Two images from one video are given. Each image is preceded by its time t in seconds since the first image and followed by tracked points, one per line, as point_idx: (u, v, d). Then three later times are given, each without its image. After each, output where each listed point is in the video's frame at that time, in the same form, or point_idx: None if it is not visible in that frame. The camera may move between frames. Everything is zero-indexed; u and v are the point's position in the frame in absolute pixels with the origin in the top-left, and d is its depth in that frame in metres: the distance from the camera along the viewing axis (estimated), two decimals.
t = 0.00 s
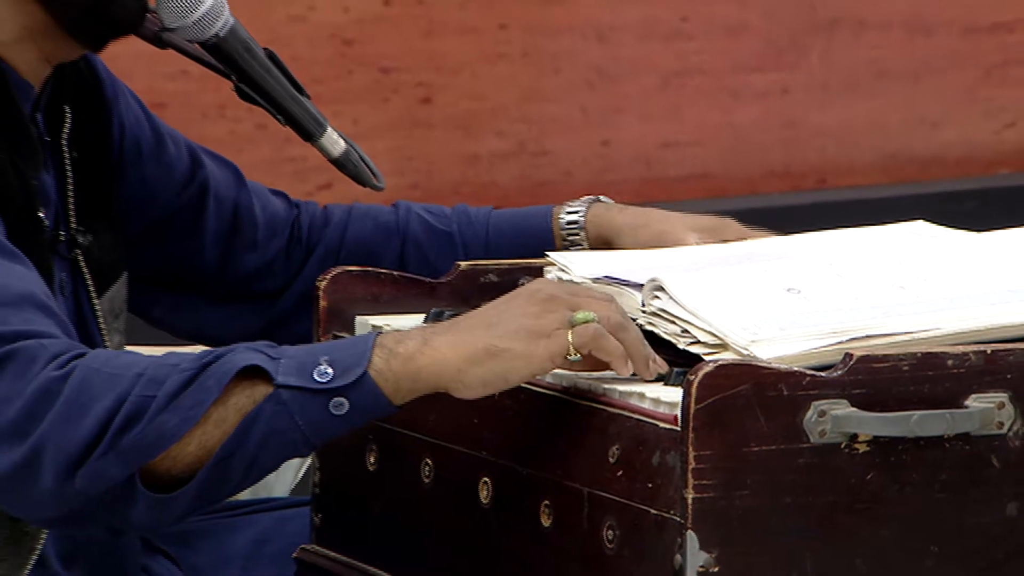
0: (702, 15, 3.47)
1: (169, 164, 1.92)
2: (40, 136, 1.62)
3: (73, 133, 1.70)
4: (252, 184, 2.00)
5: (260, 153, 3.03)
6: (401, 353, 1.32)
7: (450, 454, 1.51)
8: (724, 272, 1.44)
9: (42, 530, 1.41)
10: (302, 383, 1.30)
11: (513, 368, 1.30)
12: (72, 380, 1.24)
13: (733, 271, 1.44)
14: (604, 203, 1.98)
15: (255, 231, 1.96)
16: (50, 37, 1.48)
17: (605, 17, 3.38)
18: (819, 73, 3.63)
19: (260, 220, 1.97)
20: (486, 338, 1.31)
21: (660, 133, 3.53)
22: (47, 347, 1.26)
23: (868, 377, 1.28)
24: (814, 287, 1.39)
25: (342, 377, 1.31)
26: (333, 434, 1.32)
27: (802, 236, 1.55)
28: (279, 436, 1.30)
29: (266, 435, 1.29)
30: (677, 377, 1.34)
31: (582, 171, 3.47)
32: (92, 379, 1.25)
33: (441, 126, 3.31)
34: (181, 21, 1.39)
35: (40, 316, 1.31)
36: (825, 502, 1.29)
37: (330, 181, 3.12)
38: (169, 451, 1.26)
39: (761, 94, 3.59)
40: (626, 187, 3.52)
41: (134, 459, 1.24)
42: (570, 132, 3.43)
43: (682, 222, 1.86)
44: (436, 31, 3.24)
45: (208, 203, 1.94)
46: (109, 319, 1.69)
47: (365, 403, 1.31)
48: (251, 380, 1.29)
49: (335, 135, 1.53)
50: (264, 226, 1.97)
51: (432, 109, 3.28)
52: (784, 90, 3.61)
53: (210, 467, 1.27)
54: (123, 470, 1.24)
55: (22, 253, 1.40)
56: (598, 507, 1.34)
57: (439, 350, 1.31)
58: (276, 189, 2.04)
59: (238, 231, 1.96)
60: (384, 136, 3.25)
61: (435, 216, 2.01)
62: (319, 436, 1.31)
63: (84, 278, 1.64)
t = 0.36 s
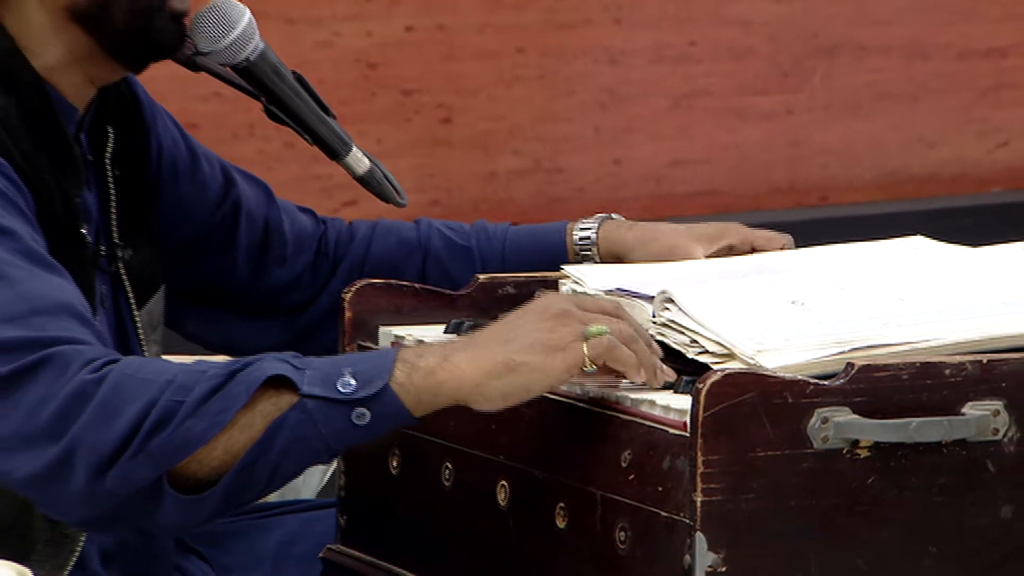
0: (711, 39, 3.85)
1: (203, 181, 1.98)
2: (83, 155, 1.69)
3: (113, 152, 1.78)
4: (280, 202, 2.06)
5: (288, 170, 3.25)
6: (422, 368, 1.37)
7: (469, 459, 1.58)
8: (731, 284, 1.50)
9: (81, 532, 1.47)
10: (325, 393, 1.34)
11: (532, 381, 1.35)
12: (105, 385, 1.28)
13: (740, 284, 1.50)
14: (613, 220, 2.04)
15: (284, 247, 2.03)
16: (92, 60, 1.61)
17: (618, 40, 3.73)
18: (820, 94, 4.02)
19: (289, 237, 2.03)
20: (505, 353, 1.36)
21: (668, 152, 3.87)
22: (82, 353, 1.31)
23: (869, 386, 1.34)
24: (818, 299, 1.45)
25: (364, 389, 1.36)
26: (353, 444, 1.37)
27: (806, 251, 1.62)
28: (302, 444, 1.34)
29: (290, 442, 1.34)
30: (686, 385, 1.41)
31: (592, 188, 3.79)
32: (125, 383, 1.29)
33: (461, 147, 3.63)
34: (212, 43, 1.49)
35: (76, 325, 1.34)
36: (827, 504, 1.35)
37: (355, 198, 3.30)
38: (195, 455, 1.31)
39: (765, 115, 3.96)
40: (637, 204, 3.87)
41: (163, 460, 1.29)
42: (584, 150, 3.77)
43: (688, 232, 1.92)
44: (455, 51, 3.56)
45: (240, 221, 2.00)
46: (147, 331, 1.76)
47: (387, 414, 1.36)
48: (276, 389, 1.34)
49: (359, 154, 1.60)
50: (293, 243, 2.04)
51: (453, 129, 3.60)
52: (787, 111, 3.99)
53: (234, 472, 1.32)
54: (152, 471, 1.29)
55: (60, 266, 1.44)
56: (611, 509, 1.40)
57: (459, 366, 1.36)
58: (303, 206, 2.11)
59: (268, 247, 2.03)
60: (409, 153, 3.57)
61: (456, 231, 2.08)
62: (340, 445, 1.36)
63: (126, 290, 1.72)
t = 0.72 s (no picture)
0: (717, 65, 3.70)
1: (235, 200, 2.05)
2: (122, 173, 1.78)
3: (148, 170, 1.86)
4: (308, 219, 2.14)
5: (315, 190, 3.23)
6: (442, 371, 1.44)
7: (486, 465, 1.64)
8: (736, 299, 1.56)
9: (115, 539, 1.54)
10: (353, 395, 1.41)
11: (546, 377, 1.43)
12: (142, 393, 1.35)
13: (745, 299, 1.56)
14: (628, 235, 2.10)
15: (312, 261, 2.10)
16: (129, 84, 1.72)
17: (626, 67, 3.62)
18: (823, 117, 3.84)
19: (317, 252, 2.11)
20: (519, 353, 1.44)
21: (675, 172, 3.74)
22: (121, 363, 1.37)
23: (867, 397, 1.40)
24: (818, 313, 1.51)
25: (390, 390, 1.42)
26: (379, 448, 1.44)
27: (808, 267, 1.68)
28: (332, 446, 1.41)
29: (319, 443, 1.41)
30: (692, 396, 1.47)
31: (604, 208, 3.68)
32: (161, 391, 1.36)
33: (480, 168, 3.54)
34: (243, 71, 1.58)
35: (114, 339, 1.40)
36: (828, 510, 1.41)
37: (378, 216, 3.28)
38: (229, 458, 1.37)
39: (769, 137, 3.80)
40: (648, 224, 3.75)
41: (199, 464, 1.35)
42: (594, 172, 3.66)
43: (699, 250, 1.97)
44: (470, 80, 3.47)
45: (270, 237, 2.07)
46: (180, 339, 1.85)
47: (411, 416, 1.43)
48: (306, 391, 1.42)
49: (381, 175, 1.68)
50: (320, 258, 2.11)
51: (470, 150, 3.52)
52: (789, 134, 3.82)
53: (266, 475, 1.39)
54: (188, 474, 1.35)
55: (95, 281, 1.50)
56: (620, 514, 1.47)
57: (477, 367, 1.43)
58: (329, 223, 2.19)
59: (297, 262, 2.10)
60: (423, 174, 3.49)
61: (475, 244, 2.16)
62: (366, 449, 1.43)
63: (163, 308, 1.79)
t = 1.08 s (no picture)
0: (721, 82, 3.67)
1: (260, 214, 2.12)
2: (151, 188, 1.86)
3: (175, 185, 1.94)
4: (330, 232, 2.21)
5: (335, 204, 3.28)
6: (437, 341, 1.54)
7: (500, 467, 1.71)
8: (740, 309, 1.63)
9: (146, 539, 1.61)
10: (363, 378, 1.50)
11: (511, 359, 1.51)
12: (173, 408, 1.43)
13: (749, 308, 1.63)
14: (633, 249, 2.15)
15: (333, 272, 2.17)
16: (157, 102, 1.79)
17: (634, 85, 3.59)
18: (822, 134, 3.81)
19: (338, 264, 2.18)
20: (498, 329, 1.52)
21: (682, 186, 3.71)
22: (152, 381, 1.45)
23: (866, 401, 1.46)
24: (819, 321, 1.58)
25: (397, 368, 1.51)
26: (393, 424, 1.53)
27: (809, 278, 1.75)
28: (352, 428, 1.50)
29: (341, 427, 1.49)
30: (699, 401, 1.54)
31: (613, 221, 3.65)
32: (189, 404, 1.43)
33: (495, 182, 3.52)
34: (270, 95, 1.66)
35: (145, 358, 1.48)
36: (828, 510, 1.47)
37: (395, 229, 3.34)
38: (264, 456, 1.46)
39: (770, 153, 3.77)
40: (653, 237, 3.70)
41: (234, 466, 1.43)
42: (604, 186, 3.62)
43: (702, 261, 2.03)
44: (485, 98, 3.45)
45: (293, 249, 2.15)
46: (203, 346, 1.91)
47: (419, 389, 1.52)
48: (322, 382, 1.49)
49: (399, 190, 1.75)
50: (340, 269, 2.18)
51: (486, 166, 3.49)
52: (789, 151, 3.79)
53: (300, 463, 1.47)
54: (227, 477, 1.43)
55: (127, 299, 1.57)
56: (629, 513, 1.53)
57: (460, 337, 1.53)
58: (349, 236, 2.26)
59: (318, 273, 2.17)
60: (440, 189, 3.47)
61: (486, 257, 2.22)
62: (381, 425, 1.52)
63: (186, 319, 1.87)
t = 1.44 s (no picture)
0: (723, 98, 3.69)
1: (283, 224, 2.20)
2: (176, 201, 1.93)
3: (198, 196, 2.00)
4: (351, 241, 2.29)
5: (354, 213, 3.32)
6: (460, 354, 1.60)
7: (511, 465, 1.78)
8: (741, 314, 1.69)
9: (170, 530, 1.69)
10: (383, 387, 1.56)
11: (540, 375, 1.58)
12: (197, 407, 1.50)
13: (749, 314, 1.69)
14: (642, 253, 2.22)
15: (354, 279, 2.25)
16: (182, 119, 1.87)
17: (639, 101, 3.63)
18: (819, 146, 3.79)
19: (359, 271, 2.25)
20: (523, 345, 1.59)
21: (685, 197, 3.73)
22: (177, 380, 1.52)
23: (861, 402, 1.53)
24: (817, 326, 1.64)
25: (417, 378, 1.57)
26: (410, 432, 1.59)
27: (807, 285, 1.81)
28: (370, 433, 1.56)
29: (360, 431, 1.56)
30: (701, 402, 1.61)
31: (620, 229, 3.69)
32: (213, 404, 1.50)
33: (503, 191, 3.58)
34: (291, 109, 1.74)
35: (172, 357, 1.55)
36: (825, 507, 1.54)
37: (412, 237, 3.37)
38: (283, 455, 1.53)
39: (771, 165, 3.77)
40: (658, 244, 3.72)
41: (255, 465, 1.50)
42: (607, 197, 3.66)
43: (709, 270, 2.10)
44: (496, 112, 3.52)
45: (315, 257, 2.22)
46: (229, 352, 2.00)
47: (439, 399, 1.58)
48: (343, 388, 1.56)
49: (415, 200, 1.83)
50: (361, 276, 2.26)
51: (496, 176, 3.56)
52: (789, 162, 3.78)
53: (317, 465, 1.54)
54: (247, 475, 1.50)
55: (152, 301, 1.64)
56: (635, 510, 1.60)
57: (486, 351, 1.59)
58: (369, 246, 2.33)
59: (340, 280, 2.24)
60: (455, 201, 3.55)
61: (499, 264, 2.29)
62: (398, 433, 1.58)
63: (210, 326, 1.94)
